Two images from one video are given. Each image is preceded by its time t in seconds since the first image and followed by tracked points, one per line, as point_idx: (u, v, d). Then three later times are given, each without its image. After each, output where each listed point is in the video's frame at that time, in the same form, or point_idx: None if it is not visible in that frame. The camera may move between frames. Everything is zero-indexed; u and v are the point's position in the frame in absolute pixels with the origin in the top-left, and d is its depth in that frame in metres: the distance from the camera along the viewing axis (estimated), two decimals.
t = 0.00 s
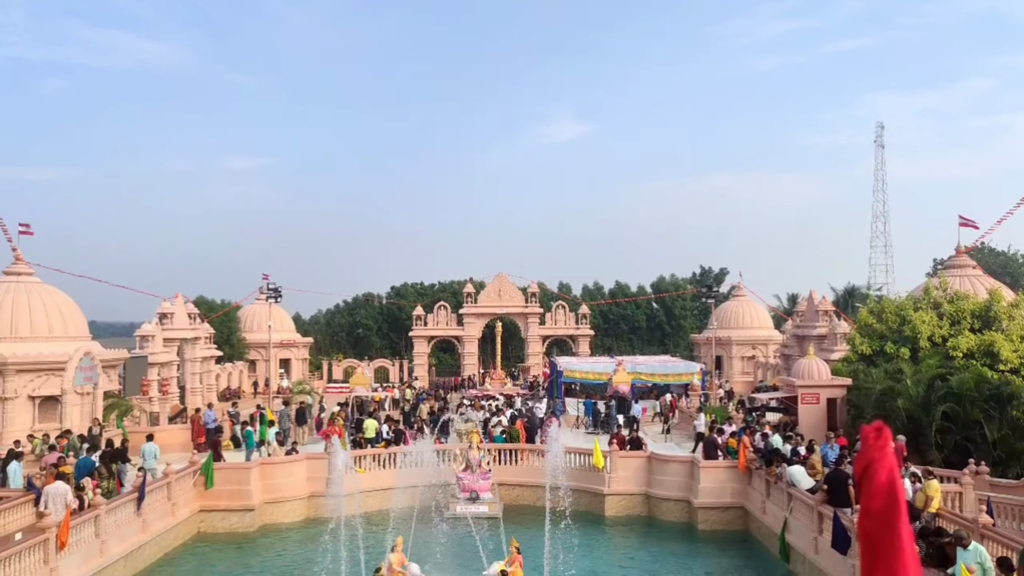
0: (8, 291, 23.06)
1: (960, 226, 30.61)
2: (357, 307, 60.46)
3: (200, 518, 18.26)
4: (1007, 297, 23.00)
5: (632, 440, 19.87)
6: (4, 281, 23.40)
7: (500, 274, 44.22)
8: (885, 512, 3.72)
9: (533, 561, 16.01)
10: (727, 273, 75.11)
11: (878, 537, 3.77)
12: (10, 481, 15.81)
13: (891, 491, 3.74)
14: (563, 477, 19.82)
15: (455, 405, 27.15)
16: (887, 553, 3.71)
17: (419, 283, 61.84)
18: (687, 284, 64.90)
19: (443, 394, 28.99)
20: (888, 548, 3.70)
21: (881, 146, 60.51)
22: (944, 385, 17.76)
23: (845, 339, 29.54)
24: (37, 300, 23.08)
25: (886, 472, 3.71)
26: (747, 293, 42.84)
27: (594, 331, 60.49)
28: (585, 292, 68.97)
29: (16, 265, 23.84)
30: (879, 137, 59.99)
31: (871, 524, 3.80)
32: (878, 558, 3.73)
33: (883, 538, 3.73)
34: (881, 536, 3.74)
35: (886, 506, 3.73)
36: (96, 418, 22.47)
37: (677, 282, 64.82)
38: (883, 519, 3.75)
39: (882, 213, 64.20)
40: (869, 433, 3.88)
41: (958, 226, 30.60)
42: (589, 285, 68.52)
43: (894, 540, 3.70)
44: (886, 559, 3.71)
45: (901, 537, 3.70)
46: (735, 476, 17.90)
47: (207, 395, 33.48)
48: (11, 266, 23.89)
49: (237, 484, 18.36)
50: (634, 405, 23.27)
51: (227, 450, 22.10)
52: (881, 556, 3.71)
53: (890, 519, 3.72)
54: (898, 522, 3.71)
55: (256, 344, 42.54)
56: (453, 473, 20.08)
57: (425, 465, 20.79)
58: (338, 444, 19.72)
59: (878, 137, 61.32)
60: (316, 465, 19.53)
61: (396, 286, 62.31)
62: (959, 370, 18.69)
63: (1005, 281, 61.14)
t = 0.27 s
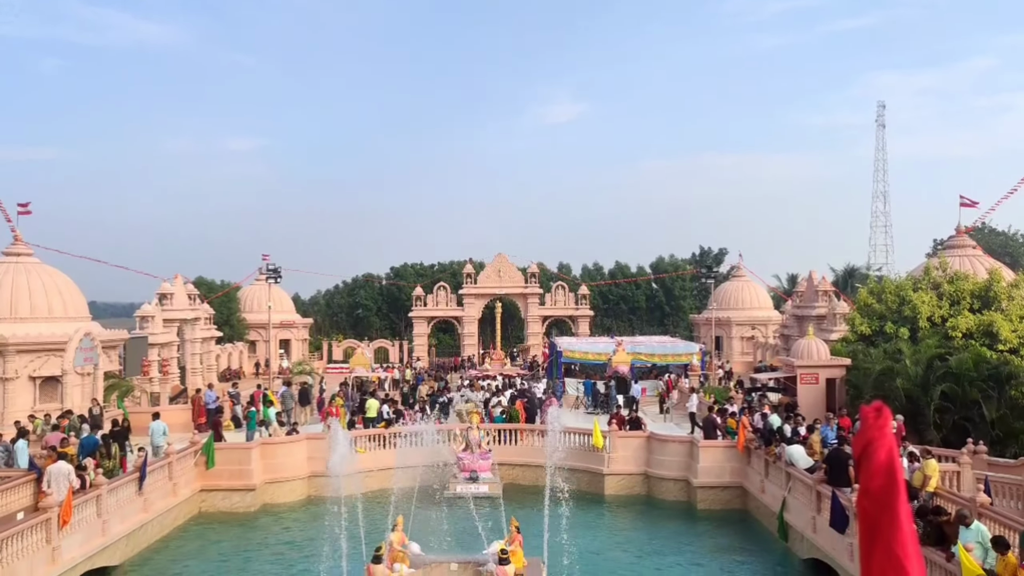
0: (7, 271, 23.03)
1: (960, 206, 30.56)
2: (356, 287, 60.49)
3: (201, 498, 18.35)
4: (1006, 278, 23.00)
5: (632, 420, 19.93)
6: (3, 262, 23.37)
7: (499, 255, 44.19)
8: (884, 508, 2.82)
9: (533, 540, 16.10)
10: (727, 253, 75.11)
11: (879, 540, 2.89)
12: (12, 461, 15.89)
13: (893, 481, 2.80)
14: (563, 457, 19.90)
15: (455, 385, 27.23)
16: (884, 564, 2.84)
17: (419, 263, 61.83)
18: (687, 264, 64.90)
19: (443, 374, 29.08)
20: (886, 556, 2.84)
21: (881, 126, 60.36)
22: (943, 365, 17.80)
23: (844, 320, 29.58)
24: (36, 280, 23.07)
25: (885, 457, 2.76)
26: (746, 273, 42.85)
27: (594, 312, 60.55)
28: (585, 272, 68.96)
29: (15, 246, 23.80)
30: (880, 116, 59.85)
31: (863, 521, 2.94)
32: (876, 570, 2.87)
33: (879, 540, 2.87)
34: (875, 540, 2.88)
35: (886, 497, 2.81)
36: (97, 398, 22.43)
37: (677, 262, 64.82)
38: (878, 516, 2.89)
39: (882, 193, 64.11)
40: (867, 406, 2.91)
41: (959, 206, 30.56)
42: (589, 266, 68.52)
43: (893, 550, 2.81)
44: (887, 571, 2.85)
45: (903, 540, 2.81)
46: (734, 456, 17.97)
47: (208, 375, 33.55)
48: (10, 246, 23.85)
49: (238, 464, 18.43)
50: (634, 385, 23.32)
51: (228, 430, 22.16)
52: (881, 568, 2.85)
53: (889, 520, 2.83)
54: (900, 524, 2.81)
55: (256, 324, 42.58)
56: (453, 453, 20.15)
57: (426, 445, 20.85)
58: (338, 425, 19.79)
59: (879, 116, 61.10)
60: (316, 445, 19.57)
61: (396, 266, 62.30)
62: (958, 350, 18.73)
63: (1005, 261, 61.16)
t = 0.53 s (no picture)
0: (7, 254, 23.01)
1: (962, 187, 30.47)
2: (356, 270, 60.50)
3: (202, 480, 18.41)
4: (1007, 259, 22.98)
5: (632, 402, 19.96)
6: (3, 244, 23.34)
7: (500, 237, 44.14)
8: (882, 492, 2.75)
9: (533, 522, 16.18)
10: (727, 235, 75.10)
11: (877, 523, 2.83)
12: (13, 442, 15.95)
13: (893, 465, 2.73)
14: (563, 438, 19.97)
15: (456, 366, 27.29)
16: (880, 547, 2.78)
17: (419, 245, 61.80)
18: (687, 246, 64.85)
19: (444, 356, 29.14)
20: (883, 540, 2.77)
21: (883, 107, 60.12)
22: (943, 346, 17.81)
23: (844, 301, 29.58)
24: (36, 263, 23.05)
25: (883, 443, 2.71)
26: (746, 255, 42.82)
27: (594, 294, 60.57)
28: (585, 254, 68.90)
29: (14, 228, 23.76)
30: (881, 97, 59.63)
31: (861, 504, 2.87)
32: (872, 554, 2.81)
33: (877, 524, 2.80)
34: (873, 523, 2.81)
35: (883, 481, 2.74)
36: (98, 380, 22.44)
37: (677, 244, 64.77)
38: (876, 499, 2.82)
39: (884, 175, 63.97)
40: (866, 389, 2.85)
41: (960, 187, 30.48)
42: (589, 248, 68.50)
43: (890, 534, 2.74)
44: (884, 554, 2.78)
45: (901, 524, 2.74)
46: (734, 438, 18.02)
47: (209, 357, 33.61)
48: (9, 228, 23.82)
49: (239, 446, 18.48)
50: (634, 367, 23.35)
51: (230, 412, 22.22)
52: (877, 551, 2.79)
53: (887, 504, 2.76)
54: (899, 507, 2.73)
55: (256, 306, 42.64)
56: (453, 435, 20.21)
57: (426, 426, 20.88)
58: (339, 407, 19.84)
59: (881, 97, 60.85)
60: (317, 427, 19.69)
61: (396, 249, 62.27)
62: (958, 331, 18.75)
63: (1006, 242, 61.09)
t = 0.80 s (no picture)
0: (8, 237, 23.00)
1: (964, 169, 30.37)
2: (357, 252, 60.47)
3: (204, 462, 18.49)
4: (1009, 242, 22.94)
5: (633, 385, 19.99)
6: (3, 227, 23.33)
7: (500, 220, 44.08)
8: (880, 475, 2.75)
9: (534, 504, 16.25)
10: (727, 218, 74.99)
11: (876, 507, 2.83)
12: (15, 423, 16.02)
13: (891, 448, 2.73)
14: (563, 421, 20.01)
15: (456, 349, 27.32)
16: (880, 528, 2.77)
17: (419, 228, 61.71)
18: (687, 229, 64.75)
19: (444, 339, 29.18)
20: (883, 523, 2.77)
21: (885, 88, 59.86)
22: (943, 329, 17.82)
23: (845, 284, 29.57)
24: (37, 245, 23.05)
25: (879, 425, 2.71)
26: (747, 238, 42.76)
27: (595, 277, 60.54)
28: (586, 237, 68.79)
29: (15, 210, 23.73)
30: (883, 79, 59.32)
31: (859, 486, 2.86)
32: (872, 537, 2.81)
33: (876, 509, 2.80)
34: (871, 505, 2.81)
35: (882, 465, 2.74)
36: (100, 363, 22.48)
37: (677, 227, 64.67)
38: (876, 482, 2.81)
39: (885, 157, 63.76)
40: (867, 369, 2.85)
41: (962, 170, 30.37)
42: (590, 231, 68.40)
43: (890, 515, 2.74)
44: (883, 535, 2.78)
45: (900, 506, 2.75)
46: (734, 420, 18.06)
47: (210, 340, 33.66)
48: (9, 211, 23.78)
49: (241, 428, 18.54)
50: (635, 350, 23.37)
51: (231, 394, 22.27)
52: (876, 533, 2.79)
53: (885, 487, 2.76)
54: (898, 489, 2.74)
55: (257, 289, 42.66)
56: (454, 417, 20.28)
57: (427, 409, 20.94)
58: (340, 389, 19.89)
59: (884, 79, 60.54)
60: (318, 409, 19.70)
61: (396, 231, 62.18)
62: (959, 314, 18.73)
63: (1007, 225, 60.96)
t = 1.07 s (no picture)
0: (8, 219, 22.97)
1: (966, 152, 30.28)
2: (357, 236, 60.45)
3: (206, 444, 18.53)
4: (1011, 225, 22.90)
5: (633, 368, 20.02)
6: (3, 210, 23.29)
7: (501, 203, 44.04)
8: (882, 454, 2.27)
9: (534, 486, 16.32)
10: (728, 201, 74.91)
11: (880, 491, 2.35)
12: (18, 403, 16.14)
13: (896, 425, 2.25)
14: (563, 404, 20.05)
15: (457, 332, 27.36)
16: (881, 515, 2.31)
17: (420, 211, 61.66)
18: (688, 212, 64.71)
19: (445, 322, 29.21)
20: (886, 507, 2.30)
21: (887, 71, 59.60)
22: (945, 313, 17.84)
23: (846, 268, 29.57)
24: (37, 228, 23.02)
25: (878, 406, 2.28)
26: (748, 222, 42.73)
27: (595, 261, 60.54)
28: (586, 220, 68.74)
29: (14, 193, 23.68)
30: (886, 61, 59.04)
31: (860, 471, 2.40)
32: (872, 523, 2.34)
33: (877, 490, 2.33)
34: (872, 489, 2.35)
35: (885, 443, 2.26)
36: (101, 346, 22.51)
37: (678, 210, 64.61)
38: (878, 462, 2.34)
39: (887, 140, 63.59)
40: (869, 352, 2.44)
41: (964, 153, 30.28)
42: (590, 214, 68.33)
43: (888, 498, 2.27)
44: (888, 521, 2.33)
45: (906, 488, 2.27)
46: (734, 403, 18.10)
47: (211, 323, 33.70)
48: (9, 194, 23.75)
49: (242, 411, 18.59)
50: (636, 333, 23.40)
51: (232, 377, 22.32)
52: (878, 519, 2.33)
53: (889, 467, 2.28)
54: (902, 469, 2.26)
55: (257, 272, 42.69)
56: (455, 400, 20.34)
57: (427, 392, 20.97)
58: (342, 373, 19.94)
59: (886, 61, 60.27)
60: (319, 393, 19.73)
61: (396, 214, 62.11)
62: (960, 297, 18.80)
63: (1008, 208, 60.89)
